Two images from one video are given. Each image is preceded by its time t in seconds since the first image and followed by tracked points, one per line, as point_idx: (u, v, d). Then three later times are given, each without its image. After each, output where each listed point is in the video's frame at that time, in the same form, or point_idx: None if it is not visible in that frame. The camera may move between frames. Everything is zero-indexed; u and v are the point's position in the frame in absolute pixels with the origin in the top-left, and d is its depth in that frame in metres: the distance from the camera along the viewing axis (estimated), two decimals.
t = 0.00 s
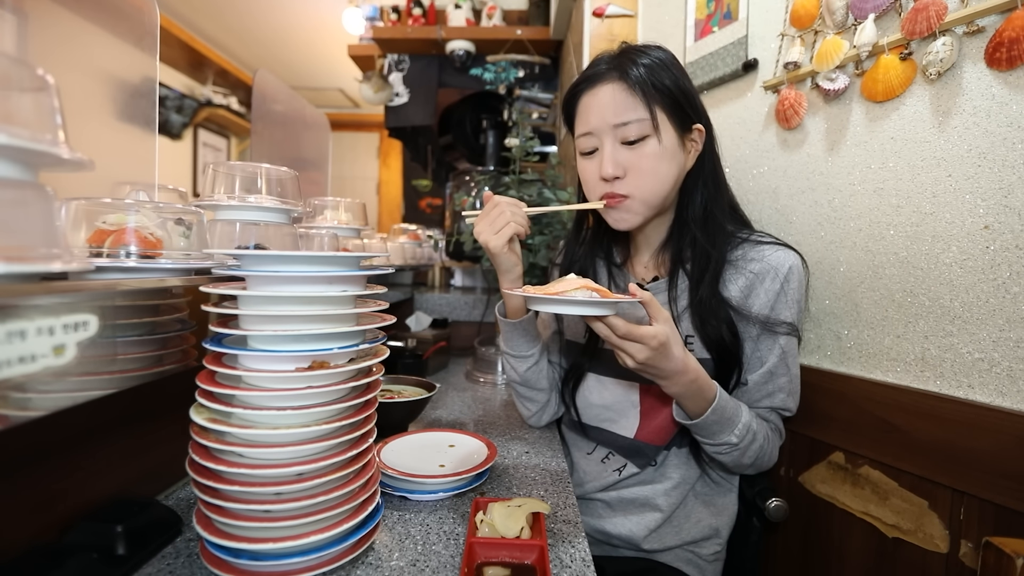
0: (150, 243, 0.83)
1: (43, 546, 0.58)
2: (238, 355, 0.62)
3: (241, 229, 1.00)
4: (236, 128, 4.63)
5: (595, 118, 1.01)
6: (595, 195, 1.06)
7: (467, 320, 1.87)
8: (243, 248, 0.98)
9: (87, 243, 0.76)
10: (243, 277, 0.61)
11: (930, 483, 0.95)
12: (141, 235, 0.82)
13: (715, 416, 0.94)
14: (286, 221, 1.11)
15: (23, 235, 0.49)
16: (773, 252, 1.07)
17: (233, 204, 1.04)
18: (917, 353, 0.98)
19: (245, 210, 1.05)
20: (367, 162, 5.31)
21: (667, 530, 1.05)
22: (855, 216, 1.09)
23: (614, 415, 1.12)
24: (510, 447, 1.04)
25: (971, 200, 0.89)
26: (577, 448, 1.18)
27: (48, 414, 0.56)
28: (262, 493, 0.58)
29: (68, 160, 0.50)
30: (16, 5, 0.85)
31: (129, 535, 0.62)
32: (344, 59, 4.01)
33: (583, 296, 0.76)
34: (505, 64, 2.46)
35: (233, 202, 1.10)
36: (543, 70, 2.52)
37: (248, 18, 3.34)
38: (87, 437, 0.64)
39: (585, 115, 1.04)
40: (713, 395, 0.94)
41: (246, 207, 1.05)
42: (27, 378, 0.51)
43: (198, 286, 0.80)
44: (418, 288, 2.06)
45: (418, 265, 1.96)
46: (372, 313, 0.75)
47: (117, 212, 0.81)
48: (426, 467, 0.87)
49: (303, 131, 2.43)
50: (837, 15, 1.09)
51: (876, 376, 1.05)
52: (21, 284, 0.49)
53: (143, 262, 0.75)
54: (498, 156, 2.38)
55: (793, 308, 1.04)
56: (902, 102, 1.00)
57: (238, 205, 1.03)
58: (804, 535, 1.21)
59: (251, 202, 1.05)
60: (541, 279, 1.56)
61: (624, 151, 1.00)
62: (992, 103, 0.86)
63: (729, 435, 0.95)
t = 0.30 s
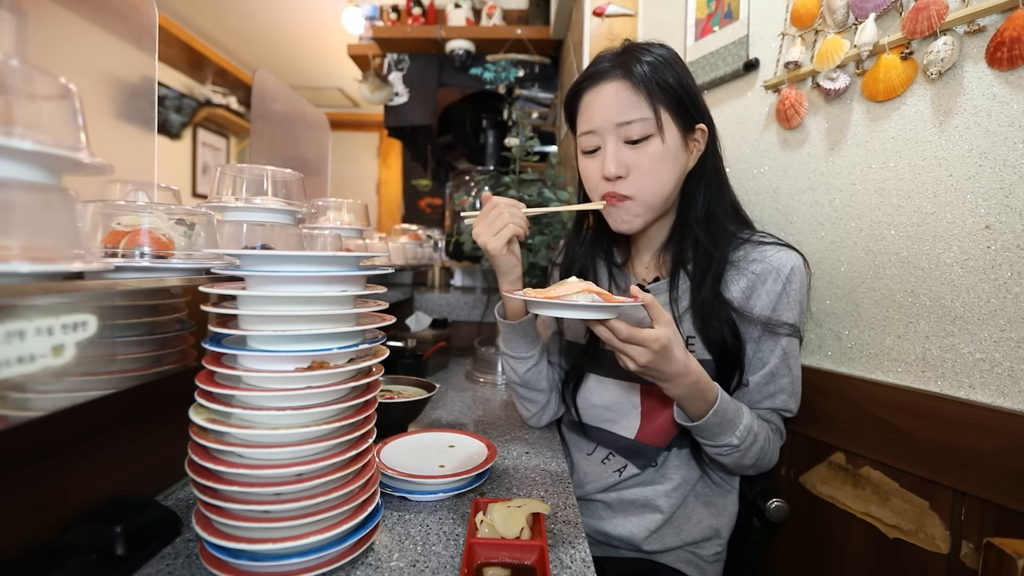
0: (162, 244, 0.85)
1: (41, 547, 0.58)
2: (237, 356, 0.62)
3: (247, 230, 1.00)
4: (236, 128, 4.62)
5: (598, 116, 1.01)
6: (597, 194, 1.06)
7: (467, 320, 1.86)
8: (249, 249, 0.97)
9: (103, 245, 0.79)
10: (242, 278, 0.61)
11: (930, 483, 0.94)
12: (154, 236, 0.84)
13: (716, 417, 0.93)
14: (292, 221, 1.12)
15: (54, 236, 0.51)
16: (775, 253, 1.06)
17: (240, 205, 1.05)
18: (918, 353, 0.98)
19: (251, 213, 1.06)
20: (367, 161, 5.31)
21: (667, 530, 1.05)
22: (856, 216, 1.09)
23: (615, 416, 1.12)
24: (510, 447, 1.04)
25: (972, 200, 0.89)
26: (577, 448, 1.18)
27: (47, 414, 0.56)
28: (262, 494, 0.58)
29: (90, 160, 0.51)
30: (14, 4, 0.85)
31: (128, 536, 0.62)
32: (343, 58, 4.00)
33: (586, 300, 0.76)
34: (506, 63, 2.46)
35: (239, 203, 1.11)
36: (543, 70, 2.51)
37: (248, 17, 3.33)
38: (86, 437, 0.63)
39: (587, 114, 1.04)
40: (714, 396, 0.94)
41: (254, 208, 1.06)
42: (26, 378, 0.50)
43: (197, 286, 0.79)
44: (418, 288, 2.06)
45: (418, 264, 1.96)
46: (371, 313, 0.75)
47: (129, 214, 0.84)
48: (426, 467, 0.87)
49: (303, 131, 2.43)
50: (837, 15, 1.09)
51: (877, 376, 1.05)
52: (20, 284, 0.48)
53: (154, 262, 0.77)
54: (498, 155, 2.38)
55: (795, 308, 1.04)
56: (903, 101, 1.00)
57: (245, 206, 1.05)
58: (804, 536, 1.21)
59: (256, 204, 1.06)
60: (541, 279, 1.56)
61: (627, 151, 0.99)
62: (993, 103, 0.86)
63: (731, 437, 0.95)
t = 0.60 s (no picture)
0: (174, 244, 0.88)
1: (40, 548, 0.58)
2: (236, 356, 0.61)
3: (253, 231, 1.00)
4: (235, 127, 4.62)
5: (599, 115, 1.01)
6: (597, 194, 1.05)
7: (467, 320, 1.86)
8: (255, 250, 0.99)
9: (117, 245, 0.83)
10: (242, 278, 0.61)
11: (931, 484, 0.94)
12: (166, 236, 0.87)
13: (716, 419, 0.93)
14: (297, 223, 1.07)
15: (76, 237, 0.53)
16: (776, 253, 1.06)
17: (246, 207, 1.00)
18: (919, 353, 0.98)
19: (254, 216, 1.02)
20: (367, 161, 5.30)
21: (668, 531, 1.04)
22: (857, 216, 1.08)
23: (615, 416, 1.11)
24: (510, 448, 1.04)
25: (973, 200, 0.89)
26: (577, 449, 1.18)
27: (46, 414, 0.56)
28: (261, 494, 0.58)
29: (109, 165, 0.52)
30: (13, 3, 0.87)
31: (127, 537, 0.62)
32: (343, 58, 4.00)
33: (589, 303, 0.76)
34: (506, 62, 2.44)
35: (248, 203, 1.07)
36: (543, 69, 2.49)
37: (247, 16, 3.32)
38: (85, 437, 0.63)
39: (589, 113, 1.04)
40: (715, 398, 0.93)
41: (259, 210, 1.01)
42: (25, 378, 0.50)
43: (195, 287, 0.79)
44: (417, 288, 2.06)
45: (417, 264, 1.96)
46: (371, 313, 0.74)
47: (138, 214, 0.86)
48: (425, 468, 0.87)
49: (302, 130, 2.43)
50: (838, 14, 1.09)
51: (878, 376, 1.05)
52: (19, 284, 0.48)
53: (165, 263, 0.80)
54: (498, 155, 2.38)
55: (796, 309, 1.04)
56: (904, 101, 0.99)
57: (251, 207, 0.99)
58: (805, 536, 1.20)
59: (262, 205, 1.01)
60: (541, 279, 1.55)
61: (629, 150, 0.99)
62: (994, 102, 0.86)
63: (732, 438, 0.95)
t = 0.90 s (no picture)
0: (185, 245, 0.92)
1: (39, 549, 0.57)
2: (235, 356, 0.61)
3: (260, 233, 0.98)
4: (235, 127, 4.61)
5: (599, 116, 1.00)
6: (597, 194, 1.05)
7: (467, 320, 1.86)
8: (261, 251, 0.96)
9: (131, 245, 0.89)
10: (241, 277, 0.61)
11: (933, 484, 0.94)
12: (177, 237, 0.91)
13: (719, 419, 0.93)
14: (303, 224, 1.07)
15: (93, 236, 0.54)
16: (777, 253, 1.06)
17: (253, 207, 1.00)
18: (920, 353, 0.97)
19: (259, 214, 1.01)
20: (366, 161, 5.30)
21: (668, 532, 1.04)
22: (858, 215, 1.08)
23: (616, 416, 1.11)
24: (509, 448, 1.03)
25: (974, 200, 0.89)
26: (577, 449, 1.18)
27: (46, 414, 0.55)
28: (261, 495, 0.58)
29: (125, 168, 0.53)
30: (12, 3, 0.87)
31: (127, 537, 0.62)
32: (343, 57, 3.99)
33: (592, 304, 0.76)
34: (506, 62, 2.45)
35: (255, 205, 1.07)
36: (543, 69, 2.49)
37: (246, 15, 3.32)
38: (84, 437, 0.63)
39: (589, 114, 1.03)
40: (717, 398, 0.93)
41: (268, 211, 1.01)
42: (24, 378, 0.50)
43: (194, 287, 0.79)
44: (417, 288, 2.06)
45: (417, 264, 1.96)
46: (371, 313, 0.74)
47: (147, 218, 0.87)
48: (425, 468, 0.86)
49: (302, 130, 2.43)
50: (839, 13, 1.09)
51: (879, 377, 1.04)
52: (18, 284, 0.48)
53: (176, 262, 0.82)
54: (498, 155, 2.38)
55: (797, 309, 1.04)
56: (905, 100, 0.99)
57: (257, 208, 1.00)
58: (806, 536, 1.20)
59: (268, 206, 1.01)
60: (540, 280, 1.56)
61: (630, 151, 0.99)
62: (995, 102, 0.86)
63: (733, 438, 0.95)
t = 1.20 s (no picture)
0: (194, 245, 0.92)
1: (37, 549, 0.57)
2: (235, 356, 0.61)
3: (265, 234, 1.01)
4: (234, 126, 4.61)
5: (601, 120, 1.00)
6: (599, 201, 1.05)
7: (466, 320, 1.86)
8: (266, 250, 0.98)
9: (142, 245, 0.90)
10: (240, 277, 0.60)
11: (934, 485, 0.94)
12: (187, 238, 0.92)
13: (747, 420, 0.93)
14: (306, 225, 1.09)
15: (110, 237, 0.58)
16: (778, 253, 1.06)
17: (257, 208, 1.03)
18: (921, 353, 0.97)
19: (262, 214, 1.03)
20: (366, 160, 5.30)
21: (668, 533, 1.04)
22: (859, 215, 1.08)
23: (617, 416, 1.11)
24: (509, 449, 1.03)
25: (975, 200, 0.89)
26: (577, 449, 1.18)
27: (44, 414, 0.54)
28: (260, 495, 0.57)
29: (139, 172, 0.58)
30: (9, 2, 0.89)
31: (126, 538, 0.61)
32: (342, 57, 3.99)
33: (648, 301, 0.67)
34: (506, 61, 2.44)
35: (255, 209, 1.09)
36: (543, 68, 2.49)
37: (246, 14, 3.32)
38: (82, 438, 0.63)
39: (591, 116, 1.03)
40: (744, 399, 0.93)
41: (271, 211, 1.05)
42: (23, 378, 0.50)
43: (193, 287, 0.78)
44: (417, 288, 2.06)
45: (417, 264, 1.95)
46: (370, 313, 0.74)
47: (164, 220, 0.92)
48: (425, 468, 0.86)
49: (301, 130, 2.42)
50: (840, 13, 1.09)
51: (880, 377, 1.04)
52: (17, 284, 0.48)
53: (186, 262, 0.84)
54: (497, 154, 2.38)
55: (799, 308, 1.04)
56: (906, 100, 0.99)
57: (263, 209, 1.03)
58: (807, 536, 1.20)
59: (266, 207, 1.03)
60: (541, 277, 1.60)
61: (631, 155, 0.98)
62: (996, 101, 0.85)
63: (755, 438, 0.95)
